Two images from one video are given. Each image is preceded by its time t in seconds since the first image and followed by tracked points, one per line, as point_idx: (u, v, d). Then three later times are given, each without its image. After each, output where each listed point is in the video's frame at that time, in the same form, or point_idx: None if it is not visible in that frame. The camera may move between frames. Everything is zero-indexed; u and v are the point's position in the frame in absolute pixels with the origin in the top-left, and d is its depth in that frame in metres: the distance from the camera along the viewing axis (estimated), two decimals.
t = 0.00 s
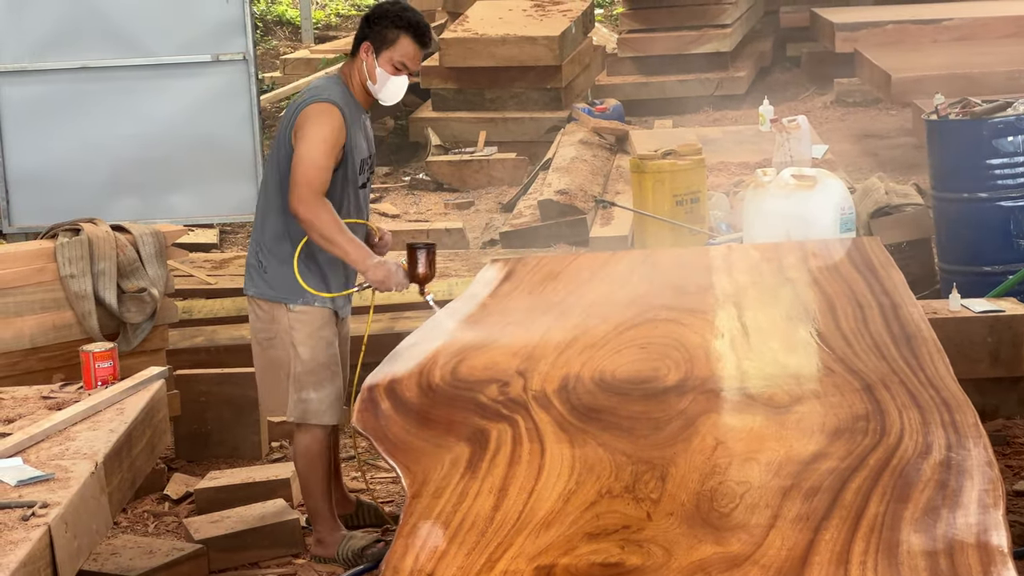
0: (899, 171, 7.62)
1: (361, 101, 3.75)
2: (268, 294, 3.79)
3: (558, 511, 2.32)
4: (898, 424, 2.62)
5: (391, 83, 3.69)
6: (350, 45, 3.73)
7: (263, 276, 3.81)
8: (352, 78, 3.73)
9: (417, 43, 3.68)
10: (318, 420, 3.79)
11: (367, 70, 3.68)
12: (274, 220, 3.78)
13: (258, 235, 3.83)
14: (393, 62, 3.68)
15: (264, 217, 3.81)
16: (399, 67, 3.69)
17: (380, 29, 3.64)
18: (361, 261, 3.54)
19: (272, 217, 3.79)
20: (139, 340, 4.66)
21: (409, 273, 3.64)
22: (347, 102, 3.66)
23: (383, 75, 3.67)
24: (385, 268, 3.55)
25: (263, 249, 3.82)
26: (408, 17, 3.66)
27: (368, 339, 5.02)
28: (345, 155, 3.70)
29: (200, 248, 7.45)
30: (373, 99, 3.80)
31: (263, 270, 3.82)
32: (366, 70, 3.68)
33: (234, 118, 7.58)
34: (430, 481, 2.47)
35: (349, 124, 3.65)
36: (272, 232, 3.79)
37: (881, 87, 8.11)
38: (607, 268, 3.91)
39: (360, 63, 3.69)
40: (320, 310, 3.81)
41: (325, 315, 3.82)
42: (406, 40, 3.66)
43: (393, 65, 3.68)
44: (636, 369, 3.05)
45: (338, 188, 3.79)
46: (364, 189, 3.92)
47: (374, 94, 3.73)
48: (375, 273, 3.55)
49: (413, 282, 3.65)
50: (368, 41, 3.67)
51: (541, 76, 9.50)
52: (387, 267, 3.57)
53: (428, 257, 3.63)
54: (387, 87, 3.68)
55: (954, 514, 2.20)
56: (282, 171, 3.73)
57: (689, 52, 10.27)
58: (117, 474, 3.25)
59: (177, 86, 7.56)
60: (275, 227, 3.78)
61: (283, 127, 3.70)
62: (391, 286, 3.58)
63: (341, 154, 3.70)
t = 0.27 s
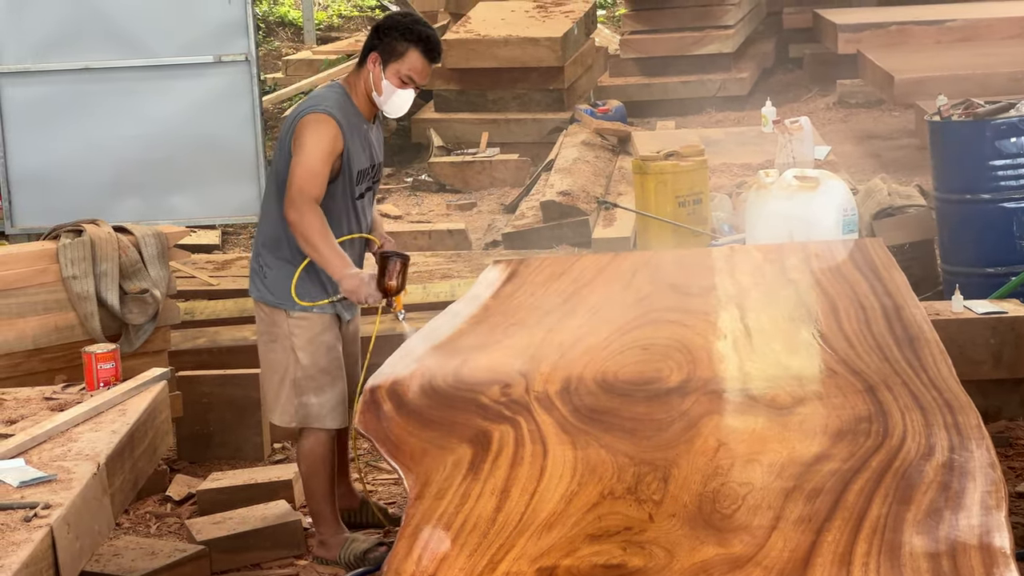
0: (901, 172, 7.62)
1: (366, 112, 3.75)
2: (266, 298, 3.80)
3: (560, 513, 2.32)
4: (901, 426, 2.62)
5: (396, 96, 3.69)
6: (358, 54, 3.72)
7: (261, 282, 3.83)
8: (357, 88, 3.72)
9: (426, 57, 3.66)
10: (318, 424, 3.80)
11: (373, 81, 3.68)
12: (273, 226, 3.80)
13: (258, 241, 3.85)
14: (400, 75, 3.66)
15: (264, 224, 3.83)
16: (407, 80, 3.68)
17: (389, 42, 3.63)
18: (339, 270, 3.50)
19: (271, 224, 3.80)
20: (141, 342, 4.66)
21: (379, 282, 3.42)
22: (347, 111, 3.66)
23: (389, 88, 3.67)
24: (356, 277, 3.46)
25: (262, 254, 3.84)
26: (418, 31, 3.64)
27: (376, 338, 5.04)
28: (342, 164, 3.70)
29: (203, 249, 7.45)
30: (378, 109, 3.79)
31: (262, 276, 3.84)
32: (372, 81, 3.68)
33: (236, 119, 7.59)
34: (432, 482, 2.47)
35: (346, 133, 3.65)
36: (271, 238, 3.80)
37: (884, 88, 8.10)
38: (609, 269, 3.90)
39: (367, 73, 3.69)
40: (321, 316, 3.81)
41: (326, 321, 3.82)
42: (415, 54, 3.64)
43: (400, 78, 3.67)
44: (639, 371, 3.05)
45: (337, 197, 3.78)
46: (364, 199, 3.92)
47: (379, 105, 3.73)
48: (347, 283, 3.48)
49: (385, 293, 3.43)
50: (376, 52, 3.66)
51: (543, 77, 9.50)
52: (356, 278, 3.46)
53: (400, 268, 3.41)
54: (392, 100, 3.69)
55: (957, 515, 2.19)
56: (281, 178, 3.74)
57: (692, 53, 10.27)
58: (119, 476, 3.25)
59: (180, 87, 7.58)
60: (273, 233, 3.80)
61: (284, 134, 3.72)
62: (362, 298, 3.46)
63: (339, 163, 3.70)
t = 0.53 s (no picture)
0: (903, 173, 7.62)
1: (369, 120, 3.74)
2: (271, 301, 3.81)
3: (562, 513, 2.32)
4: (903, 426, 2.62)
5: (400, 104, 3.68)
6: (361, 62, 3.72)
7: (263, 287, 3.83)
8: (360, 96, 3.72)
9: (429, 65, 3.67)
10: (320, 424, 3.79)
11: (376, 89, 3.67)
12: (275, 231, 3.80)
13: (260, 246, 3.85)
14: (404, 84, 3.66)
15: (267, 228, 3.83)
16: (410, 88, 3.68)
17: (392, 50, 3.64)
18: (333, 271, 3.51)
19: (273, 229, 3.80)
20: (143, 342, 4.66)
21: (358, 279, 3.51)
22: (350, 119, 3.67)
23: (392, 96, 3.67)
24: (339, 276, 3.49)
25: (264, 259, 3.84)
26: (422, 39, 3.65)
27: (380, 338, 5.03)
28: (346, 170, 3.70)
29: (204, 249, 7.45)
30: (380, 117, 3.79)
31: (264, 281, 3.84)
32: (375, 89, 3.67)
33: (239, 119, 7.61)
34: (434, 482, 2.47)
35: (350, 141, 3.65)
36: (273, 243, 3.80)
37: (886, 89, 8.11)
38: (612, 269, 3.90)
39: (370, 81, 3.69)
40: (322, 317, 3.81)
41: (329, 321, 3.81)
42: (418, 62, 3.65)
43: (403, 87, 3.67)
44: (641, 371, 3.05)
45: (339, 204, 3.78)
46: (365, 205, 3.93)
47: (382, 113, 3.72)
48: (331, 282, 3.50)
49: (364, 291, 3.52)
50: (379, 60, 3.66)
51: (545, 77, 9.51)
52: (341, 277, 3.49)
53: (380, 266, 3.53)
54: (395, 108, 3.68)
55: (958, 515, 2.19)
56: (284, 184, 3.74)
57: (693, 54, 10.27)
58: (121, 476, 3.25)
59: (182, 88, 7.59)
60: (275, 238, 3.80)
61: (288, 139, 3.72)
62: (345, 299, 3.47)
63: (342, 170, 3.70)
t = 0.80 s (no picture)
0: (905, 174, 7.62)
1: (369, 119, 3.75)
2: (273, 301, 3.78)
3: (564, 514, 2.32)
4: (905, 427, 2.62)
5: (400, 102, 3.69)
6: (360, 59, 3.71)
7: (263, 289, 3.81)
8: (360, 94, 3.72)
9: (429, 63, 3.67)
10: (322, 422, 3.81)
11: (377, 87, 3.68)
12: (275, 232, 3.78)
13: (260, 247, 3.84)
14: (404, 82, 3.67)
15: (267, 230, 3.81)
16: (410, 86, 3.69)
17: (392, 49, 3.64)
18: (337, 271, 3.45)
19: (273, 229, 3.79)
20: (145, 342, 4.66)
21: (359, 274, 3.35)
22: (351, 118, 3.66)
23: (393, 94, 3.67)
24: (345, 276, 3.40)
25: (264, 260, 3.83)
26: (422, 37, 3.65)
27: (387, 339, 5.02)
28: (347, 169, 3.70)
29: (206, 250, 7.45)
30: (380, 114, 3.80)
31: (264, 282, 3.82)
32: (376, 87, 3.68)
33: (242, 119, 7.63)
34: (436, 483, 2.47)
35: (350, 140, 3.65)
36: (273, 244, 3.79)
37: (887, 90, 8.11)
38: (614, 270, 3.90)
39: (370, 79, 3.69)
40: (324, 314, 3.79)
41: (331, 320, 3.79)
42: (418, 60, 3.65)
43: (403, 84, 3.68)
44: (643, 372, 3.05)
45: (340, 203, 3.77)
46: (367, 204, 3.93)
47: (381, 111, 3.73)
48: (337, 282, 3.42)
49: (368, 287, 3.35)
50: (379, 59, 3.66)
51: (547, 78, 9.51)
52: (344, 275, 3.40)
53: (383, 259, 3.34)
54: (396, 106, 3.69)
55: (961, 517, 2.19)
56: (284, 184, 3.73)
57: (695, 54, 10.28)
58: (123, 477, 3.25)
59: (185, 88, 7.61)
60: (275, 239, 3.78)
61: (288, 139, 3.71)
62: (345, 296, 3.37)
63: (343, 169, 3.70)
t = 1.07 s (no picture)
0: (909, 175, 7.62)
1: (367, 105, 3.75)
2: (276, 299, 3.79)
3: (568, 514, 2.32)
4: (908, 428, 2.62)
5: (399, 87, 3.71)
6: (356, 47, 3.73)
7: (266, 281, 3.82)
8: (358, 82, 3.73)
9: (425, 47, 3.70)
10: (325, 422, 3.79)
11: (376, 73, 3.69)
12: (275, 223, 3.78)
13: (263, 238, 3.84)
14: (402, 66, 3.70)
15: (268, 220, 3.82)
16: (408, 71, 3.71)
17: (389, 34, 3.65)
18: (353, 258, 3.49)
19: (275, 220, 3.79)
20: (149, 343, 4.66)
21: (393, 269, 3.49)
22: (350, 104, 3.67)
23: (392, 78, 3.69)
24: (373, 265, 3.46)
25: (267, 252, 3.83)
26: (417, 23, 3.68)
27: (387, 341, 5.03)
28: (346, 157, 3.70)
29: (209, 250, 7.45)
30: (376, 101, 3.81)
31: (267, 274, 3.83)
32: (374, 74, 3.69)
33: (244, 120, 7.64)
34: (440, 484, 2.47)
35: (348, 126, 3.64)
36: (275, 235, 3.79)
37: (891, 90, 8.11)
38: (617, 270, 3.91)
39: (368, 66, 3.70)
40: (328, 312, 3.81)
41: (334, 317, 3.81)
42: (415, 45, 3.68)
43: (402, 69, 3.70)
44: (647, 372, 3.05)
45: (341, 190, 3.77)
46: (370, 191, 3.92)
47: (380, 97, 3.74)
48: (363, 271, 3.46)
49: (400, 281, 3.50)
50: (377, 45, 3.68)
51: (550, 78, 9.51)
52: (371, 266, 3.46)
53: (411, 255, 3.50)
54: (395, 91, 3.71)
55: (965, 518, 2.19)
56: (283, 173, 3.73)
57: (698, 55, 10.28)
58: (127, 478, 3.25)
59: (187, 89, 7.62)
60: (276, 230, 3.78)
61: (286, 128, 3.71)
62: (379, 286, 3.46)
63: (342, 156, 3.70)
